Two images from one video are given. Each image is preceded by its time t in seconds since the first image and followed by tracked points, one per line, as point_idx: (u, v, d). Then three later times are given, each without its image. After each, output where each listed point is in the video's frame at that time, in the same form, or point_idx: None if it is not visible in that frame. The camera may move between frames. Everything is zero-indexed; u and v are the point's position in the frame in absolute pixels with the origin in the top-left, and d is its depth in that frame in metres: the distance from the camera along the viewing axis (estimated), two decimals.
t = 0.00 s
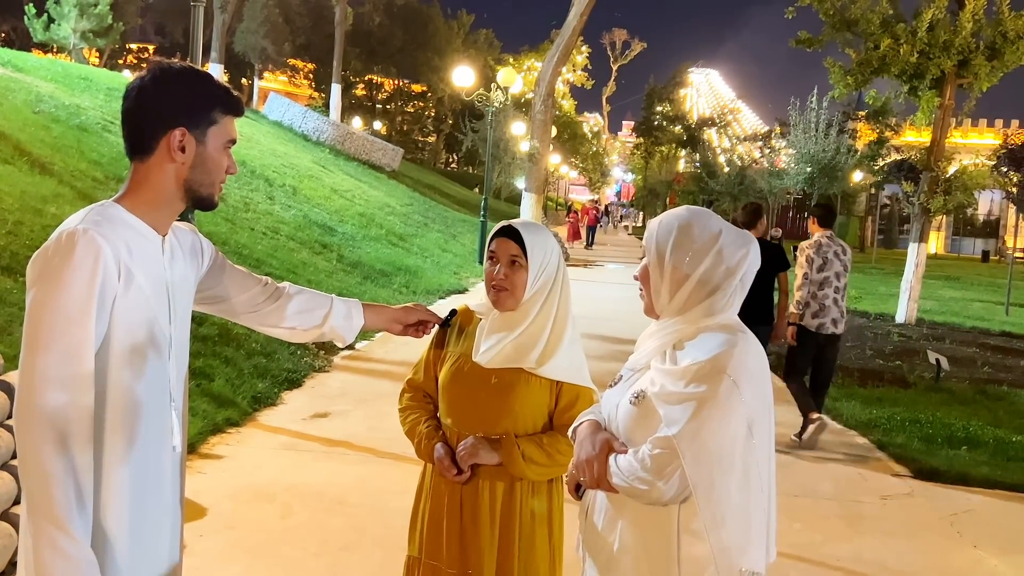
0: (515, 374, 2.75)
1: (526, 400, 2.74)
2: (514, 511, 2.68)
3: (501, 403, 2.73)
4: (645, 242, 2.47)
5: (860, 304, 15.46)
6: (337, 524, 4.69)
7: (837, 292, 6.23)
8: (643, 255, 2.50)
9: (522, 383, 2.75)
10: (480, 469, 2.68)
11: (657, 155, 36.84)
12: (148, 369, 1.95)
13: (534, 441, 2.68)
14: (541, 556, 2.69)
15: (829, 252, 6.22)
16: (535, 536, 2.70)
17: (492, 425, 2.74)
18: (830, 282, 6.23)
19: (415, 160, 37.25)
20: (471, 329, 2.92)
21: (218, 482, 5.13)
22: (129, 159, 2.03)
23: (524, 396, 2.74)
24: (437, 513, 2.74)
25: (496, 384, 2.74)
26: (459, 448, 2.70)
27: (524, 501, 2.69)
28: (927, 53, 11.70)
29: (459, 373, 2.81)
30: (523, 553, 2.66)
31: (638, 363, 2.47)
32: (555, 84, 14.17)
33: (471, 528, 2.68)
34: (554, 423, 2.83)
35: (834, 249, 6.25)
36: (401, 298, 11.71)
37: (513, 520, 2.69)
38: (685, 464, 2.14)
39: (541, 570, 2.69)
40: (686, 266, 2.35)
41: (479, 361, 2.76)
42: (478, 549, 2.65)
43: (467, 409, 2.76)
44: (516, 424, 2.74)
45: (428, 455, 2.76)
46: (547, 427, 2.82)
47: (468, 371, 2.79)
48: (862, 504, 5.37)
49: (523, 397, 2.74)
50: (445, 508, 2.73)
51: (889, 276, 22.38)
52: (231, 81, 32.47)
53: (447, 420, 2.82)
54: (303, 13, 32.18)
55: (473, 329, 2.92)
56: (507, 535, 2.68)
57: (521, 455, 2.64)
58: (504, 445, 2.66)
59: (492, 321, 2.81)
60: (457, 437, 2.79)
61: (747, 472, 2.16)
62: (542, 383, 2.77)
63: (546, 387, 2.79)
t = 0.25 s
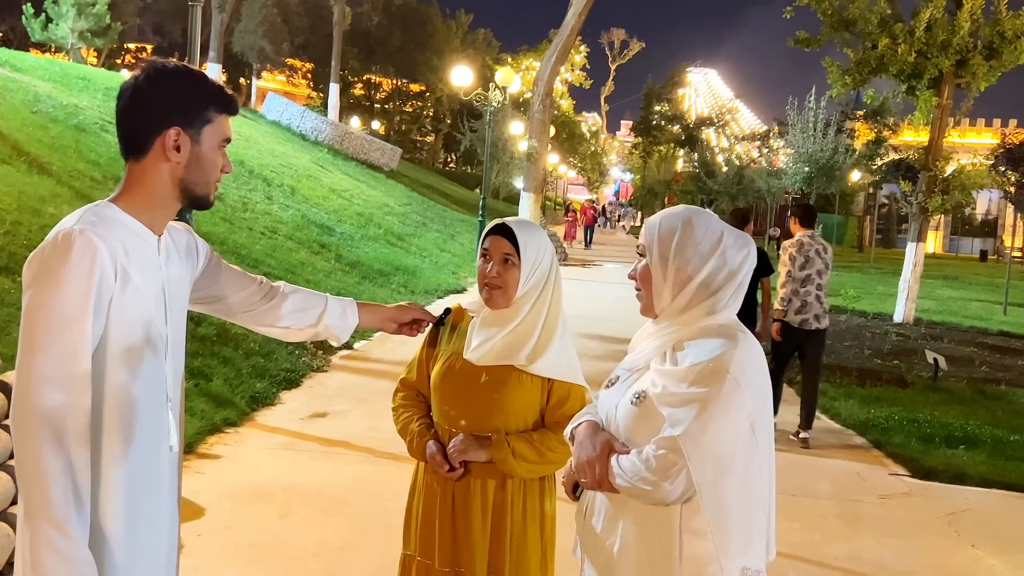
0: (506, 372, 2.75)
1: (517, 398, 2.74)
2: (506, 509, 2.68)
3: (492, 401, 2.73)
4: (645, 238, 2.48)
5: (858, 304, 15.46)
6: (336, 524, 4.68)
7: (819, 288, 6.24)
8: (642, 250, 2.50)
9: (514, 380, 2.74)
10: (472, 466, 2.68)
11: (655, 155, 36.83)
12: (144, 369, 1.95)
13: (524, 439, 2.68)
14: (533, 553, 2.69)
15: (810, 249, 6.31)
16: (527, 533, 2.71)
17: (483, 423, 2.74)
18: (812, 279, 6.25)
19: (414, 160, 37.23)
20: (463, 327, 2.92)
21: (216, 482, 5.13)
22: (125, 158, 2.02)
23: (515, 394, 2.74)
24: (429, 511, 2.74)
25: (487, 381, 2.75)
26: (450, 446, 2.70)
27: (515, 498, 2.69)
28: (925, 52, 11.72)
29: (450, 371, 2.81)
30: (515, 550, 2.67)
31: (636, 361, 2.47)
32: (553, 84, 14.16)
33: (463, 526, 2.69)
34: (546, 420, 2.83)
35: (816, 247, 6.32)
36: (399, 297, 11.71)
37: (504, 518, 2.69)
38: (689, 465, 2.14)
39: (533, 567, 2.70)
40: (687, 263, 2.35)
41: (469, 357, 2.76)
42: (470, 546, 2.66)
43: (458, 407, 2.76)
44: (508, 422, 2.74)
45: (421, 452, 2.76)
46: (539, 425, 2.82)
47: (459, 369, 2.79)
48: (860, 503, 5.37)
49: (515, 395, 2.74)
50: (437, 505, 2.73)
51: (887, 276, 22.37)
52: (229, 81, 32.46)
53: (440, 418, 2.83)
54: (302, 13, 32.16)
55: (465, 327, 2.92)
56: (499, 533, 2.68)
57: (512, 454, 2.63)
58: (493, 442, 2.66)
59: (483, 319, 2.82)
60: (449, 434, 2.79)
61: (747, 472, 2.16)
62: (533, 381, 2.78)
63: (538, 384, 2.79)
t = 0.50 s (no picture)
0: (501, 371, 2.75)
1: (511, 396, 2.75)
2: (500, 507, 2.68)
3: (487, 399, 2.73)
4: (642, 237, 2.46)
5: (854, 302, 15.47)
6: (333, 523, 4.68)
7: (799, 286, 6.55)
8: (639, 249, 2.47)
9: (507, 379, 2.75)
10: (467, 465, 2.69)
11: (653, 154, 36.82)
12: (140, 368, 1.95)
13: (518, 437, 2.68)
14: (528, 550, 2.70)
15: (790, 248, 6.56)
16: (522, 530, 2.71)
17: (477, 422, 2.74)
18: (792, 279, 6.57)
19: (411, 159, 37.23)
20: (457, 327, 2.92)
21: (213, 481, 5.12)
22: (118, 158, 2.02)
23: (509, 392, 2.74)
24: (424, 509, 2.74)
25: (481, 379, 2.75)
26: (445, 445, 2.70)
27: (510, 497, 2.69)
28: (923, 51, 11.73)
29: (445, 370, 2.81)
30: (510, 547, 2.68)
31: (634, 360, 2.45)
32: (551, 82, 14.15)
33: (457, 524, 2.69)
34: (541, 419, 2.83)
35: (796, 246, 6.59)
36: (397, 296, 11.71)
37: (499, 516, 2.69)
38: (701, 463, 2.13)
39: (528, 564, 2.70)
40: (687, 261, 2.33)
41: (465, 356, 2.76)
42: (464, 543, 2.67)
43: (452, 406, 2.77)
44: (502, 420, 2.74)
45: (416, 451, 2.77)
46: (534, 423, 2.83)
47: (454, 368, 2.80)
48: (858, 502, 5.37)
49: (510, 393, 2.75)
50: (432, 504, 2.73)
51: (885, 275, 22.39)
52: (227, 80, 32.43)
53: (434, 417, 2.83)
54: (299, 12, 32.13)
55: (460, 326, 2.93)
56: (493, 531, 2.69)
57: (505, 452, 2.63)
58: (487, 442, 2.66)
59: (478, 318, 2.82)
60: (444, 433, 2.79)
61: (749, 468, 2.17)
62: (528, 379, 2.78)
63: (532, 381, 2.80)
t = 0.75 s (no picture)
0: (499, 370, 2.76)
1: (508, 395, 2.75)
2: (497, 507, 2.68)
3: (484, 399, 2.74)
4: (633, 235, 2.41)
5: (853, 302, 15.47)
6: (332, 522, 4.68)
7: (781, 278, 6.97)
8: (630, 248, 2.42)
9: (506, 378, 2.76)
10: (465, 464, 2.70)
11: (651, 154, 36.80)
12: (136, 366, 1.95)
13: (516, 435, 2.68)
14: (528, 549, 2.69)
15: (773, 241, 6.97)
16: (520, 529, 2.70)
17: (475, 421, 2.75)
18: (774, 270, 6.97)
19: (410, 158, 37.24)
20: (453, 326, 2.93)
21: (211, 480, 5.12)
22: (110, 157, 2.03)
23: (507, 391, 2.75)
24: (421, 508, 2.75)
25: (478, 379, 2.75)
26: (443, 444, 2.71)
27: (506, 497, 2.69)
28: (921, 50, 11.73)
29: (442, 368, 2.82)
30: (508, 546, 2.67)
31: (626, 356, 2.40)
32: (549, 81, 14.13)
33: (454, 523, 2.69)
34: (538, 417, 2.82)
35: (778, 240, 6.97)
36: (395, 295, 11.72)
37: (494, 516, 2.69)
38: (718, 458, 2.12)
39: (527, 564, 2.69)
40: (683, 258, 2.31)
41: (464, 354, 2.77)
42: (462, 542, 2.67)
43: (450, 408, 2.77)
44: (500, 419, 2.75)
45: (413, 450, 2.78)
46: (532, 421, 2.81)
47: (451, 367, 2.80)
48: (855, 501, 5.38)
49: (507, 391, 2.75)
50: (429, 503, 2.73)
51: (882, 274, 22.39)
52: (225, 79, 32.41)
53: (432, 416, 2.83)
54: (298, 10, 32.11)
55: (456, 325, 2.93)
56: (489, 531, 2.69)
57: (503, 450, 2.64)
58: (485, 442, 2.67)
59: (476, 317, 2.81)
60: (442, 432, 2.80)
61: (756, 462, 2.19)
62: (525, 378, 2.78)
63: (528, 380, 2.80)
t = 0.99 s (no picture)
0: (499, 368, 2.76)
1: (508, 392, 2.75)
2: (497, 504, 2.68)
3: (484, 396, 2.74)
4: (619, 232, 2.40)
5: (851, 300, 15.48)
6: (330, 520, 4.68)
7: (767, 278, 7.31)
8: (616, 245, 2.40)
9: (505, 375, 2.76)
10: (465, 462, 2.70)
11: (650, 152, 36.78)
12: (131, 365, 1.95)
13: (516, 433, 2.69)
14: (526, 547, 2.69)
15: (759, 243, 7.29)
16: (520, 527, 2.70)
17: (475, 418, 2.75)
18: (759, 271, 7.31)
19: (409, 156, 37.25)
20: (452, 325, 2.92)
21: (210, 478, 5.13)
22: (104, 154, 2.02)
23: (506, 388, 2.76)
24: (421, 506, 2.75)
25: (478, 377, 2.76)
26: (443, 442, 2.71)
27: (506, 493, 2.69)
28: (919, 49, 11.73)
29: (442, 367, 2.83)
30: (509, 543, 2.67)
31: (617, 355, 2.38)
32: (548, 80, 14.13)
33: (454, 522, 2.69)
34: (536, 414, 2.83)
35: (765, 242, 7.29)
36: (393, 294, 11.72)
37: (495, 513, 2.69)
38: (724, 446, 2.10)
39: (527, 564, 2.69)
40: (669, 253, 2.32)
41: (465, 353, 2.77)
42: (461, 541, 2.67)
43: (450, 405, 2.77)
44: (499, 416, 2.75)
45: (413, 448, 2.77)
46: (530, 418, 2.82)
47: (451, 365, 2.81)
48: (854, 499, 5.38)
49: (507, 389, 2.75)
50: (429, 501, 2.73)
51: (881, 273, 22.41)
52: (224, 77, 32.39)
53: (431, 414, 2.84)
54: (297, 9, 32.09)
55: (455, 323, 2.93)
56: (490, 527, 2.68)
57: (503, 447, 2.65)
58: (486, 439, 2.67)
59: (477, 316, 2.81)
60: (442, 430, 2.80)
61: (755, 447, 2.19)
62: (525, 376, 2.79)
63: (528, 377, 2.80)
